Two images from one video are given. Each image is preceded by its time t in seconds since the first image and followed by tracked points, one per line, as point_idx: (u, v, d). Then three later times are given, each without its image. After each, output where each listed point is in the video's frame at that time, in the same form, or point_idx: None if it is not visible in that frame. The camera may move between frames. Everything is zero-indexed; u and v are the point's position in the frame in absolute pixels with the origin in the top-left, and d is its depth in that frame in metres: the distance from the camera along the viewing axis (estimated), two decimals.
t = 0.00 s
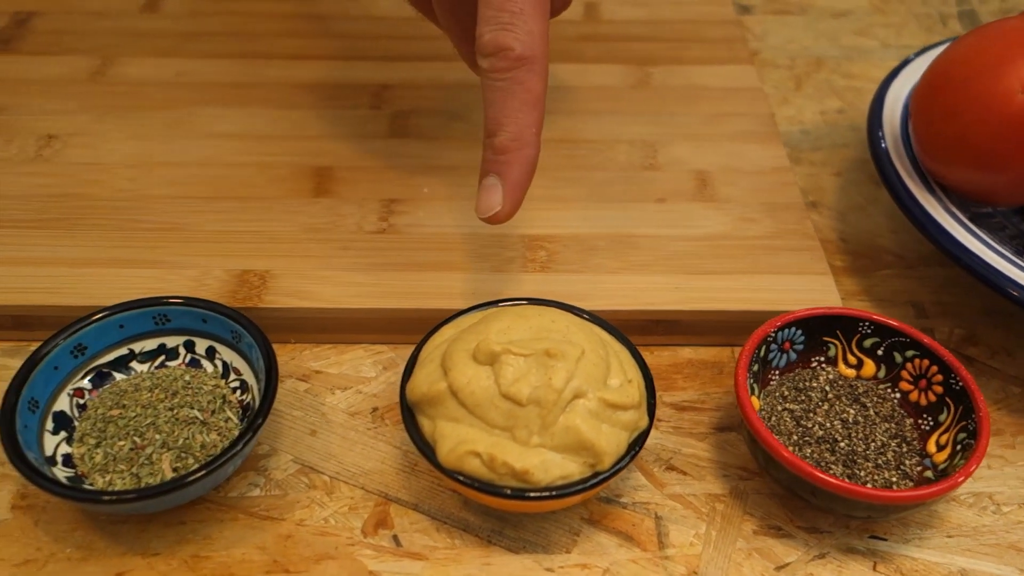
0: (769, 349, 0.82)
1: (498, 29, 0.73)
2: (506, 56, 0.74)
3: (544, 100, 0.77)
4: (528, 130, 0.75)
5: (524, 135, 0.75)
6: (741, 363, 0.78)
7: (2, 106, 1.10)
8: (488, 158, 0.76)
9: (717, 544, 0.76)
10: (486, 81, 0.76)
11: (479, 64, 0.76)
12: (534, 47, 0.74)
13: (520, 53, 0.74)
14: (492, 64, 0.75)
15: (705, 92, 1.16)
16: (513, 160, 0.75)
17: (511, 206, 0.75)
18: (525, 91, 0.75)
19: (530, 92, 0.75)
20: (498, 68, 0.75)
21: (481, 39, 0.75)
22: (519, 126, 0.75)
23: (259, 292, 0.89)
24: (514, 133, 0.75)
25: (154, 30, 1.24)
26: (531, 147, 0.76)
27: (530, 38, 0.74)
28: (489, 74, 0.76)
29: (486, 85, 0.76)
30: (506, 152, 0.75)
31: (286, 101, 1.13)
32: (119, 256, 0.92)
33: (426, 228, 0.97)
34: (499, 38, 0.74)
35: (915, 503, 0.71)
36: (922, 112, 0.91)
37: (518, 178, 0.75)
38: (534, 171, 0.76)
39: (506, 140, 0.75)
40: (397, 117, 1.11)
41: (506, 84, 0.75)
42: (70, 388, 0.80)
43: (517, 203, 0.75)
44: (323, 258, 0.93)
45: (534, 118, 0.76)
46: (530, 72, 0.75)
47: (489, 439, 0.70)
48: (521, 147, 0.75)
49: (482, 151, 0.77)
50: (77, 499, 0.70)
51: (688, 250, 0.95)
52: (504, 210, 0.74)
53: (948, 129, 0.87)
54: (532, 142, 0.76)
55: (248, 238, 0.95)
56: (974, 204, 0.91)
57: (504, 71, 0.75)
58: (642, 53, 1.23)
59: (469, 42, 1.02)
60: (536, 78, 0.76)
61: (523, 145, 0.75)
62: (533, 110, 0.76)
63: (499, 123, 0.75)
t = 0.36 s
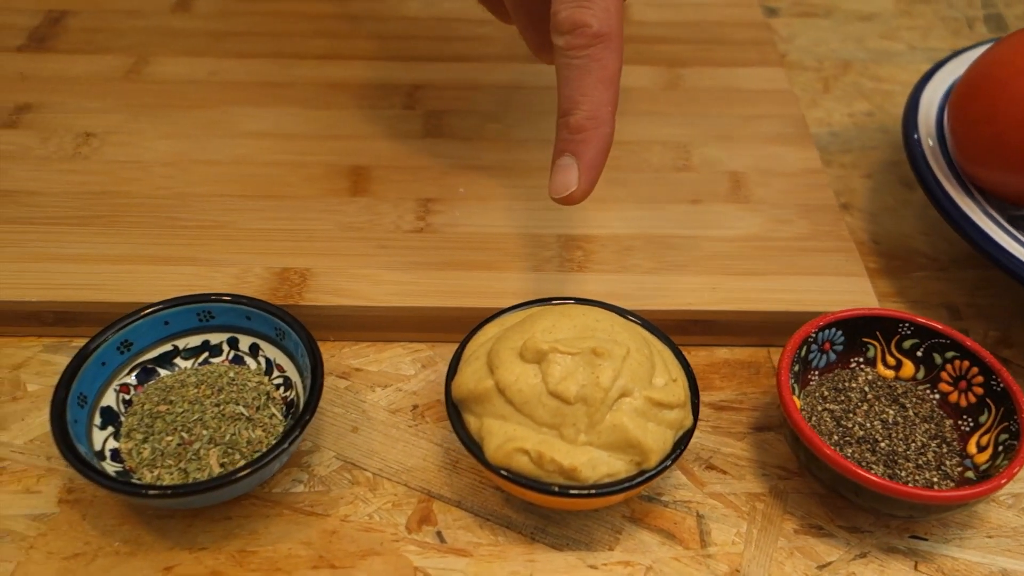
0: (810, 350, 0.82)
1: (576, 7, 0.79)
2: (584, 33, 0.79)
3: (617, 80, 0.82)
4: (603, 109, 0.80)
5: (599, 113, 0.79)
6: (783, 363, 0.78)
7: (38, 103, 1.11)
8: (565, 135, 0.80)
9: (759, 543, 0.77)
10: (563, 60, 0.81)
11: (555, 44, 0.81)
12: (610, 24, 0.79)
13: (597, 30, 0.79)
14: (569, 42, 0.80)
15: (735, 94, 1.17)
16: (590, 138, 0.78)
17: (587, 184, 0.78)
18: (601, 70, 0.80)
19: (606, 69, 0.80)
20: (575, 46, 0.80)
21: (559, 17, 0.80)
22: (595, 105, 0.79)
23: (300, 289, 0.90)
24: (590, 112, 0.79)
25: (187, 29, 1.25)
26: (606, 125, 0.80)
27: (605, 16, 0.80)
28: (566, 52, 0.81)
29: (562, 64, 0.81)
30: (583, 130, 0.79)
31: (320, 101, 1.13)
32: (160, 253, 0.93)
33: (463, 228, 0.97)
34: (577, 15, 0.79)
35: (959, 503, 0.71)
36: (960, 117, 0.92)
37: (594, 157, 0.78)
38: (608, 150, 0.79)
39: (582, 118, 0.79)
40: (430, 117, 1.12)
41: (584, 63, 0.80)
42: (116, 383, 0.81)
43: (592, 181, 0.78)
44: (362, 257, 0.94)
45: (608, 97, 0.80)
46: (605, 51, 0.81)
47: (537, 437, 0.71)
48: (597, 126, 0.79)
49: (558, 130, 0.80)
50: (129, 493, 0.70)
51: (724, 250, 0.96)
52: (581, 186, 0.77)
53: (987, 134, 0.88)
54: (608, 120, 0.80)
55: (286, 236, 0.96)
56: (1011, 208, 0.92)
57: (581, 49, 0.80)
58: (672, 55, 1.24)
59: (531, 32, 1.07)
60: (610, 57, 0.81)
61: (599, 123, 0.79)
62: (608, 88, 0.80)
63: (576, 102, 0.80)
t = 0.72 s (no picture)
0: (843, 350, 0.82)
1: (600, 33, 0.78)
2: (606, 59, 0.79)
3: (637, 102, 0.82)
4: (624, 131, 0.80)
5: (620, 136, 0.80)
6: (818, 363, 0.78)
7: (68, 100, 1.12)
8: (585, 156, 0.80)
9: (793, 543, 0.77)
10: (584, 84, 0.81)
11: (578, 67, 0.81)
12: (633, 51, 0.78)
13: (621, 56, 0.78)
14: (592, 67, 0.80)
15: (761, 95, 1.17)
16: (610, 160, 0.79)
17: (606, 203, 0.80)
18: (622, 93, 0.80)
19: (627, 94, 0.80)
20: (598, 71, 0.79)
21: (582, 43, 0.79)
22: (616, 128, 0.79)
23: (332, 287, 0.91)
24: (611, 134, 0.79)
25: (214, 27, 1.26)
26: (626, 147, 0.80)
27: (628, 43, 0.78)
28: (589, 77, 0.80)
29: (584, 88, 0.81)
30: (603, 152, 0.79)
31: (348, 100, 1.14)
32: (193, 250, 0.94)
33: (493, 227, 0.98)
34: (601, 41, 0.78)
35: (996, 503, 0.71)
36: (993, 118, 0.92)
37: (614, 178, 0.79)
38: (628, 170, 0.80)
39: (603, 141, 0.79)
40: (458, 116, 1.12)
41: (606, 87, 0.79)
42: (153, 379, 0.81)
43: (611, 202, 0.80)
44: (394, 255, 0.94)
45: (629, 120, 0.80)
46: (627, 75, 0.80)
47: (575, 435, 0.71)
48: (618, 148, 0.79)
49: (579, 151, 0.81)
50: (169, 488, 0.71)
51: (754, 251, 0.96)
52: (601, 207, 0.79)
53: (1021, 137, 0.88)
54: (628, 142, 0.80)
55: (318, 234, 0.96)
56: None
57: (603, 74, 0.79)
58: (697, 55, 1.24)
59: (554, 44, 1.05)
60: (631, 80, 0.80)
61: (620, 145, 0.79)
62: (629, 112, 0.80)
63: (597, 125, 0.80)
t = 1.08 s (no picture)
0: (879, 352, 0.83)
1: (655, 26, 0.78)
2: (662, 52, 0.79)
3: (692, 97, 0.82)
4: (680, 127, 0.80)
5: (676, 132, 0.80)
6: (856, 365, 0.79)
7: (98, 100, 1.13)
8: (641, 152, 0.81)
9: (831, 544, 0.77)
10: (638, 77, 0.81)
11: (633, 62, 0.81)
12: (689, 44, 0.79)
13: (676, 49, 0.79)
14: (647, 61, 0.80)
15: (788, 97, 1.17)
16: (666, 156, 0.80)
17: (663, 200, 0.80)
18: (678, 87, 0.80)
19: (683, 88, 0.80)
20: (653, 65, 0.80)
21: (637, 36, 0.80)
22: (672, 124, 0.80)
23: (367, 287, 0.91)
24: (667, 130, 0.80)
25: (241, 27, 1.26)
26: (683, 142, 0.81)
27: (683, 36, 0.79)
28: (644, 71, 0.80)
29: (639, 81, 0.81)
30: (660, 148, 0.80)
31: (377, 100, 1.14)
32: (227, 248, 0.94)
33: (526, 227, 0.98)
34: (656, 34, 0.79)
35: None
36: None
37: (670, 173, 0.80)
38: (683, 166, 0.81)
39: (659, 137, 0.80)
40: (487, 117, 1.13)
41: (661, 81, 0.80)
42: (191, 377, 0.82)
43: (667, 198, 0.80)
44: (427, 255, 0.95)
45: (685, 114, 0.81)
46: (683, 69, 0.80)
47: (616, 435, 0.72)
48: (673, 143, 0.80)
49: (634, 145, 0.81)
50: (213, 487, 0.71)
51: (786, 252, 0.96)
52: (656, 204, 0.79)
53: None
54: (684, 138, 0.81)
55: (351, 234, 0.96)
56: None
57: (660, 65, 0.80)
58: (723, 57, 1.24)
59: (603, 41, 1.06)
60: (686, 74, 0.80)
61: (675, 141, 0.80)
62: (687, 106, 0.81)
63: (652, 120, 0.80)
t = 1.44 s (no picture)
0: (902, 352, 0.83)
1: (642, 30, 0.80)
2: (649, 56, 0.80)
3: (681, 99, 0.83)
4: (670, 127, 0.81)
5: (667, 132, 0.81)
6: (880, 364, 0.79)
7: (121, 99, 1.13)
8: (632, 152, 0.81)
9: (855, 543, 0.78)
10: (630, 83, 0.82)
11: (621, 67, 0.82)
12: (675, 45, 0.80)
13: (662, 52, 0.80)
14: (635, 65, 0.81)
15: (807, 98, 1.18)
16: (657, 155, 0.80)
17: (655, 199, 0.80)
18: (668, 90, 0.81)
19: (671, 89, 0.81)
20: (642, 68, 0.81)
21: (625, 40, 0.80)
22: (664, 124, 0.81)
23: (391, 285, 0.91)
24: (657, 130, 0.81)
25: (261, 26, 1.27)
26: (673, 143, 0.81)
27: (670, 38, 0.80)
28: (633, 75, 0.81)
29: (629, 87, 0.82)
30: (651, 148, 0.80)
31: (398, 100, 1.15)
32: (252, 247, 0.95)
33: (547, 227, 0.99)
34: (644, 38, 0.80)
35: None
36: None
37: (662, 173, 0.80)
38: (675, 165, 0.81)
39: (650, 137, 0.80)
40: (508, 117, 1.13)
41: (650, 84, 0.81)
42: (219, 375, 0.82)
43: (660, 196, 0.80)
44: (449, 254, 0.95)
45: (674, 115, 0.81)
46: (672, 71, 0.81)
47: (644, 433, 0.72)
48: (664, 143, 0.80)
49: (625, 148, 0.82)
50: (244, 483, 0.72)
51: (807, 253, 0.97)
52: (651, 203, 0.79)
53: None
54: (674, 138, 0.81)
55: (374, 233, 0.97)
56: None
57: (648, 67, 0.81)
58: (741, 58, 1.25)
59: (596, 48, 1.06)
60: (675, 76, 0.81)
61: (666, 141, 0.80)
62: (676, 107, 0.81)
63: (643, 122, 0.81)
